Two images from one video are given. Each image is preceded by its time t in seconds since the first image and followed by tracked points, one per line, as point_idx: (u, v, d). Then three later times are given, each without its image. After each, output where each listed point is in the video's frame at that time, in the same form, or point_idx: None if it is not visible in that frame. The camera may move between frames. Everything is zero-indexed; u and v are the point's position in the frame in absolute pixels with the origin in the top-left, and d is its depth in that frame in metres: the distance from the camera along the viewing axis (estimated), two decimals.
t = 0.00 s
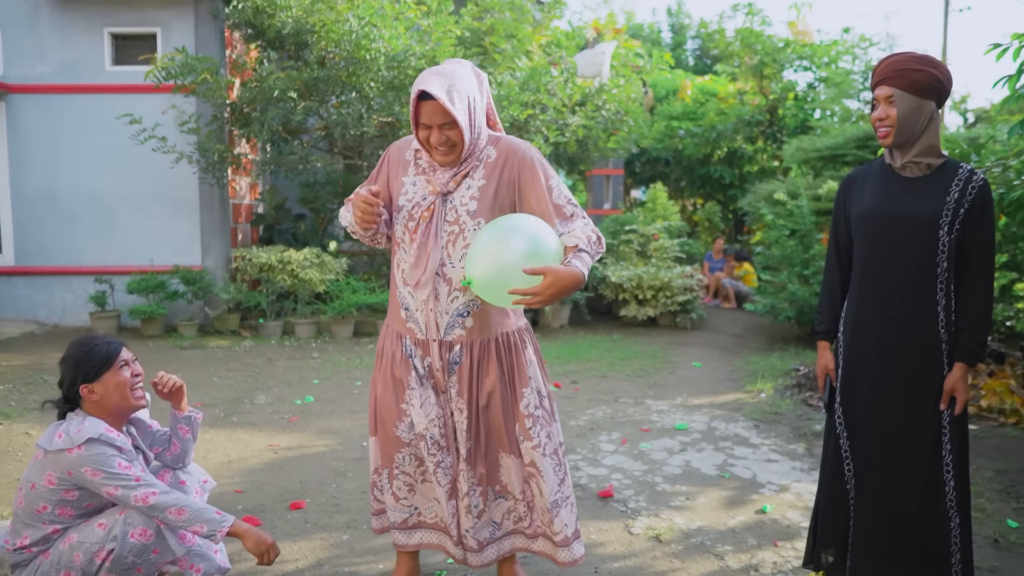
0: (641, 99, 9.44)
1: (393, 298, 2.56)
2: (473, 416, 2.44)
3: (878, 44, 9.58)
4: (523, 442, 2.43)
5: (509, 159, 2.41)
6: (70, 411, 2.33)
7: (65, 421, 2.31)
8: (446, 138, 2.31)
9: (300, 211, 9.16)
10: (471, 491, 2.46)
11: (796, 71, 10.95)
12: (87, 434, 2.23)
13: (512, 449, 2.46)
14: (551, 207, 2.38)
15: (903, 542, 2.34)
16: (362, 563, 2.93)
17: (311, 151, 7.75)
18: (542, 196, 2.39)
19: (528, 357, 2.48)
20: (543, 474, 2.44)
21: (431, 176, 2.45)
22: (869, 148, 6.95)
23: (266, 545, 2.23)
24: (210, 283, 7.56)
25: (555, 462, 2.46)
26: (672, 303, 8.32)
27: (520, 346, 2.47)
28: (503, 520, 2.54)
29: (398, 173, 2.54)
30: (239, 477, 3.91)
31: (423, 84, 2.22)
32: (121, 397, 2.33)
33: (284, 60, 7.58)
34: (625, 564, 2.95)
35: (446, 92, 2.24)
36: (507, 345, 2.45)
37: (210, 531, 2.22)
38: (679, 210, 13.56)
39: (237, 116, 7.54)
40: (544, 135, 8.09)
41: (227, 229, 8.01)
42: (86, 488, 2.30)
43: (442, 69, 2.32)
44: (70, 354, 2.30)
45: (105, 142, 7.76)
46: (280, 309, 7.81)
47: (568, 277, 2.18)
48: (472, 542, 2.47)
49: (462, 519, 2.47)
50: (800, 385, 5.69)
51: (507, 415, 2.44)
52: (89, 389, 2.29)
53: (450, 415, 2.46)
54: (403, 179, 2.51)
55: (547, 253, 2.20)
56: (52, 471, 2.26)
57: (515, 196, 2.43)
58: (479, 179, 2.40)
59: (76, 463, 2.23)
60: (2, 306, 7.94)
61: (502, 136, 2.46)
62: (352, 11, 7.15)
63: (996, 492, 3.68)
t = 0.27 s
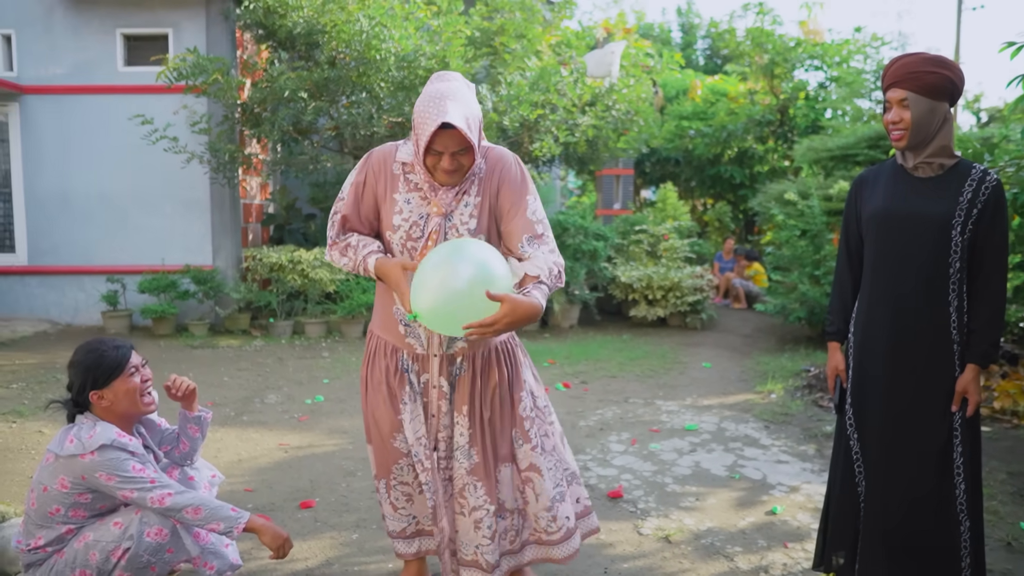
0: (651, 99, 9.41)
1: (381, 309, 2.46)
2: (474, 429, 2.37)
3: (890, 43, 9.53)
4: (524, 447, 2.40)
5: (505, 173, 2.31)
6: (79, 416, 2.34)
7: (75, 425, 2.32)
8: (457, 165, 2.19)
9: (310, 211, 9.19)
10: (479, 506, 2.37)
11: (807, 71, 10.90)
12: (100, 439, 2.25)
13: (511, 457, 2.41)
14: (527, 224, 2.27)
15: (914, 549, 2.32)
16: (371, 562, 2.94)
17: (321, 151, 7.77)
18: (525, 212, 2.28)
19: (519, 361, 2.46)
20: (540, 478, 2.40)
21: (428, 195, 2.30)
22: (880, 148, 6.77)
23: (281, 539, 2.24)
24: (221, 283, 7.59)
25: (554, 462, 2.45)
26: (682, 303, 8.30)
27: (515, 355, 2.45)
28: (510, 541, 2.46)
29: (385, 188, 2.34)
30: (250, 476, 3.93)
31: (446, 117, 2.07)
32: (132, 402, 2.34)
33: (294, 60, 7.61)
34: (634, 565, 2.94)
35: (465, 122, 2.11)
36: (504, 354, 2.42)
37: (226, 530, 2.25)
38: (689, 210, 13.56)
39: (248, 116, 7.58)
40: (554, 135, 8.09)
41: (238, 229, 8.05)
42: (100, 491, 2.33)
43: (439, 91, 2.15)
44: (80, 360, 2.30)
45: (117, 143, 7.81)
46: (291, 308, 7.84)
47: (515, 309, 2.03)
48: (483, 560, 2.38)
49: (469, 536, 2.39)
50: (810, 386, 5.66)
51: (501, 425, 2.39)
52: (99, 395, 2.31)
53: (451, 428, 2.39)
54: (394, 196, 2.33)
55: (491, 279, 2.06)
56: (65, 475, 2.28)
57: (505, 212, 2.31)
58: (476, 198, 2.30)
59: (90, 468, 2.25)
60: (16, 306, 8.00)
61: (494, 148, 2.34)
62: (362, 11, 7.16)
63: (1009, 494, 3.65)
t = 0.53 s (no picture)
0: (660, 99, 9.39)
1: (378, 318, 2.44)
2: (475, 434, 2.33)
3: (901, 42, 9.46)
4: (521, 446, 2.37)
5: (499, 183, 2.30)
6: (88, 417, 2.35)
7: (85, 428, 2.34)
8: (455, 181, 2.17)
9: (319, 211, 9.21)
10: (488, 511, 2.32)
11: (817, 70, 10.85)
12: (110, 443, 2.26)
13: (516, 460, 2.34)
14: (519, 233, 2.25)
15: (922, 554, 2.31)
16: (379, 562, 2.95)
17: (330, 150, 7.76)
18: (517, 221, 2.27)
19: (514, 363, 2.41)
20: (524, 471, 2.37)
21: (424, 209, 2.28)
22: (890, 148, 6.72)
23: (292, 534, 2.26)
24: (230, 283, 7.61)
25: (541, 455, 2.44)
26: (690, 304, 8.28)
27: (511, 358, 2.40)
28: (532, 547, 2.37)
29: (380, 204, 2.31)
30: (259, 475, 3.94)
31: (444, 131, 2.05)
32: (139, 407, 2.36)
33: (303, 60, 7.63)
34: (642, 566, 2.94)
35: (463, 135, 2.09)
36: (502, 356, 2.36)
37: (238, 528, 2.25)
38: (698, 210, 13.55)
39: (257, 117, 7.60)
40: (562, 134, 8.08)
41: (247, 229, 8.07)
42: (110, 492, 2.34)
43: (437, 104, 2.12)
44: (87, 363, 2.31)
45: (126, 143, 7.85)
46: (299, 308, 7.86)
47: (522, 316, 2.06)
48: (498, 564, 2.33)
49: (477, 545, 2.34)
50: (819, 387, 5.63)
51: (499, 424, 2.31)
52: (105, 399, 2.32)
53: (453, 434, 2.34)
54: (390, 211, 2.31)
55: (484, 299, 2.09)
56: (75, 477, 2.29)
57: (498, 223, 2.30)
58: (473, 210, 2.30)
59: (100, 470, 2.27)
60: (27, 305, 8.06)
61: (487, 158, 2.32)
62: (371, 11, 7.17)
63: (1020, 497, 3.63)
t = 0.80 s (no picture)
0: (664, 99, 9.37)
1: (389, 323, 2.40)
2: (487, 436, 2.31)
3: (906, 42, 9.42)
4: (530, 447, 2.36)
5: (510, 192, 2.22)
6: (95, 416, 2.36)
7: (92, 426, 2.35)
8: (466, 195, 2.08)
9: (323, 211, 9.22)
10: (499, 515, 2.29)
11: (822, 70, 10.82)
12: (116, 443, 2.27)
13: (526, 461, 2.34)
14: (526, 245, 2.19)
15: (928, 555, 2.31)
16: (383, 561, 2.95)
17: (334, 150, 7.79)
18: (527, 233, 2.20)
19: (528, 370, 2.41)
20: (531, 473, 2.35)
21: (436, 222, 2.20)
22: (895, 147, 6.68)
23: (296, 534, 2.27)
24: (234, 282, 7.62)
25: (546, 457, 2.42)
26: (695, 304, 8.27)
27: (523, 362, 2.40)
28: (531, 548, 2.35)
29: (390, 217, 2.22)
30: (264, 474, 3.95)
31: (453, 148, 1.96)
32: (145, 408, 2.36)
33: (308, 61, 7.64)
34: (647, 566, 2.94)
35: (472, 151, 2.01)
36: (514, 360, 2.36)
37: (244, 527, 2.26)
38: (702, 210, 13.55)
39: (262, 117, 7.61)
40: (567, 134, 8.06)
41: (251, 229, 8.08)
42: (117, 491, 2.35)
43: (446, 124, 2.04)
44: (97, 363, 2.33)
45: (132, 144, 7.87)
46: (304, 308, 7.87)
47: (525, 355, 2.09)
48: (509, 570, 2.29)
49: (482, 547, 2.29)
50: (824, 387, 5.62)
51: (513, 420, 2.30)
52: (111, 398, 2.33)
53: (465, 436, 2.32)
54: (401, 224, 2.22)
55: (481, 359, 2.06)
56: (82, 476, 2.30)
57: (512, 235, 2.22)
58: (485, 220, 2.22)
59: (106, 470, 2.28)
60: (32, 305, 8.09)
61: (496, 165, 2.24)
62: (376, 11, 7.17)
63: None
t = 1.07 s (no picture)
0: (668, 99, 9.35)
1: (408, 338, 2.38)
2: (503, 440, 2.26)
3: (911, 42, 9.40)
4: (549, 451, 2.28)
5: (531, 235, 2.12)
6: (104, 411, 2.37)
7: (100, 423, 2.36)
8: (483, 245, 1.99)
9: (328, 211, 9.24)
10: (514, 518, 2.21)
11: (826, 70, 10.80)
12: (124, 439, 2.28)
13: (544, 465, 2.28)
14: (537, 292, 2.10)
15: (939, 555, 2.31)
16: (387, 561, 2.95)
17: (338, 151, 7.82)
18: (542, 278, 2.11)
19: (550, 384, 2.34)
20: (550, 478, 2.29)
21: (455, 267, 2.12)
22: (900, 148, 6.67)
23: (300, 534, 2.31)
24: (239, 282, 7.64)
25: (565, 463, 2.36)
26: (699, 304, 8.27)
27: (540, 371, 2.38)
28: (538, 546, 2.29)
29: (408, 260, 2.15)
30: (268, 474, 3.95)
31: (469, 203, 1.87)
32: (155, 405, 2.36)
33: (312, 61, 7.66)
34: (650, 566, 2.94)
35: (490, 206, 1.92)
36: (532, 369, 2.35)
37: (247, 525, 2.27)
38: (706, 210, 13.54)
39: (266, 117, 7.62)
40: (571, 135, 8.05)
41: (255, 229, 8.09)
42: (123, 488, 2.35)
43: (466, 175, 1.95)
44: (111, 356, 2.34)
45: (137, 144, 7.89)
46: (308, 308, 7.88)
47: (527, 415, 2.08)
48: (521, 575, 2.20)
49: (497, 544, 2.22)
50: (829, 387, 5.61)
51: (533, 427, 2.23)
52: (122, 393, 2.33)
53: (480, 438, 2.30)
54: (420, 268, 2.15)
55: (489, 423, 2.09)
56: (89, 472, 2.31)
57: (528, 281, 2.12)
58: (504, 263, 2.13)
59: (113, 466, 2.28)
60: (38, 304, 8.12)
61: (518, 205, 2.13)
62: (380, 11, 7.18)
63: None
